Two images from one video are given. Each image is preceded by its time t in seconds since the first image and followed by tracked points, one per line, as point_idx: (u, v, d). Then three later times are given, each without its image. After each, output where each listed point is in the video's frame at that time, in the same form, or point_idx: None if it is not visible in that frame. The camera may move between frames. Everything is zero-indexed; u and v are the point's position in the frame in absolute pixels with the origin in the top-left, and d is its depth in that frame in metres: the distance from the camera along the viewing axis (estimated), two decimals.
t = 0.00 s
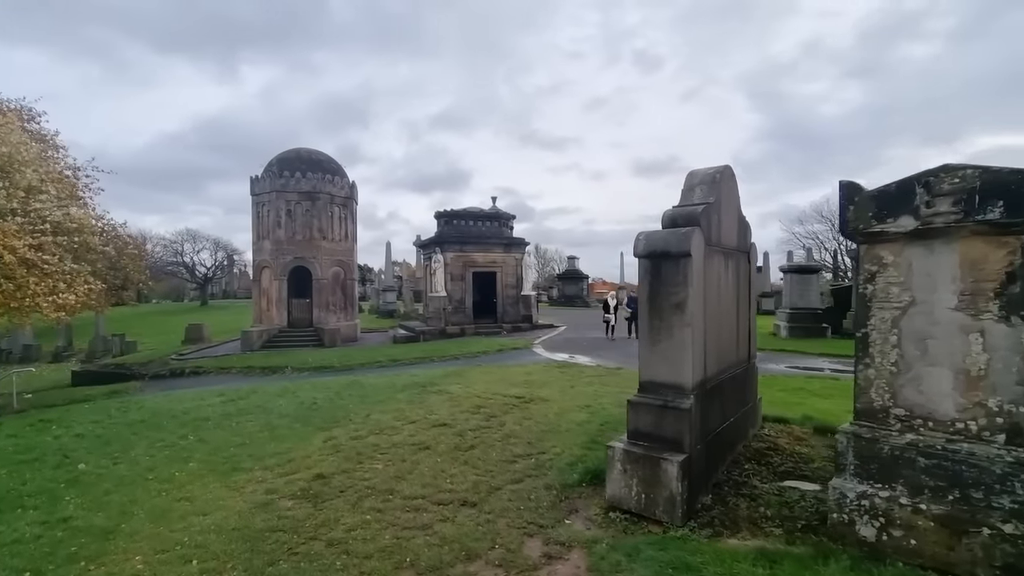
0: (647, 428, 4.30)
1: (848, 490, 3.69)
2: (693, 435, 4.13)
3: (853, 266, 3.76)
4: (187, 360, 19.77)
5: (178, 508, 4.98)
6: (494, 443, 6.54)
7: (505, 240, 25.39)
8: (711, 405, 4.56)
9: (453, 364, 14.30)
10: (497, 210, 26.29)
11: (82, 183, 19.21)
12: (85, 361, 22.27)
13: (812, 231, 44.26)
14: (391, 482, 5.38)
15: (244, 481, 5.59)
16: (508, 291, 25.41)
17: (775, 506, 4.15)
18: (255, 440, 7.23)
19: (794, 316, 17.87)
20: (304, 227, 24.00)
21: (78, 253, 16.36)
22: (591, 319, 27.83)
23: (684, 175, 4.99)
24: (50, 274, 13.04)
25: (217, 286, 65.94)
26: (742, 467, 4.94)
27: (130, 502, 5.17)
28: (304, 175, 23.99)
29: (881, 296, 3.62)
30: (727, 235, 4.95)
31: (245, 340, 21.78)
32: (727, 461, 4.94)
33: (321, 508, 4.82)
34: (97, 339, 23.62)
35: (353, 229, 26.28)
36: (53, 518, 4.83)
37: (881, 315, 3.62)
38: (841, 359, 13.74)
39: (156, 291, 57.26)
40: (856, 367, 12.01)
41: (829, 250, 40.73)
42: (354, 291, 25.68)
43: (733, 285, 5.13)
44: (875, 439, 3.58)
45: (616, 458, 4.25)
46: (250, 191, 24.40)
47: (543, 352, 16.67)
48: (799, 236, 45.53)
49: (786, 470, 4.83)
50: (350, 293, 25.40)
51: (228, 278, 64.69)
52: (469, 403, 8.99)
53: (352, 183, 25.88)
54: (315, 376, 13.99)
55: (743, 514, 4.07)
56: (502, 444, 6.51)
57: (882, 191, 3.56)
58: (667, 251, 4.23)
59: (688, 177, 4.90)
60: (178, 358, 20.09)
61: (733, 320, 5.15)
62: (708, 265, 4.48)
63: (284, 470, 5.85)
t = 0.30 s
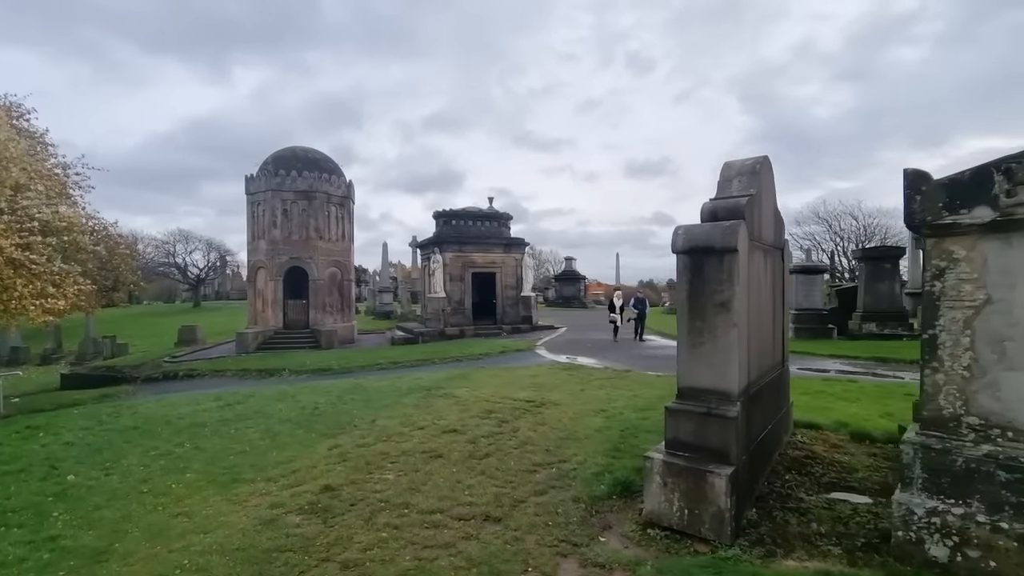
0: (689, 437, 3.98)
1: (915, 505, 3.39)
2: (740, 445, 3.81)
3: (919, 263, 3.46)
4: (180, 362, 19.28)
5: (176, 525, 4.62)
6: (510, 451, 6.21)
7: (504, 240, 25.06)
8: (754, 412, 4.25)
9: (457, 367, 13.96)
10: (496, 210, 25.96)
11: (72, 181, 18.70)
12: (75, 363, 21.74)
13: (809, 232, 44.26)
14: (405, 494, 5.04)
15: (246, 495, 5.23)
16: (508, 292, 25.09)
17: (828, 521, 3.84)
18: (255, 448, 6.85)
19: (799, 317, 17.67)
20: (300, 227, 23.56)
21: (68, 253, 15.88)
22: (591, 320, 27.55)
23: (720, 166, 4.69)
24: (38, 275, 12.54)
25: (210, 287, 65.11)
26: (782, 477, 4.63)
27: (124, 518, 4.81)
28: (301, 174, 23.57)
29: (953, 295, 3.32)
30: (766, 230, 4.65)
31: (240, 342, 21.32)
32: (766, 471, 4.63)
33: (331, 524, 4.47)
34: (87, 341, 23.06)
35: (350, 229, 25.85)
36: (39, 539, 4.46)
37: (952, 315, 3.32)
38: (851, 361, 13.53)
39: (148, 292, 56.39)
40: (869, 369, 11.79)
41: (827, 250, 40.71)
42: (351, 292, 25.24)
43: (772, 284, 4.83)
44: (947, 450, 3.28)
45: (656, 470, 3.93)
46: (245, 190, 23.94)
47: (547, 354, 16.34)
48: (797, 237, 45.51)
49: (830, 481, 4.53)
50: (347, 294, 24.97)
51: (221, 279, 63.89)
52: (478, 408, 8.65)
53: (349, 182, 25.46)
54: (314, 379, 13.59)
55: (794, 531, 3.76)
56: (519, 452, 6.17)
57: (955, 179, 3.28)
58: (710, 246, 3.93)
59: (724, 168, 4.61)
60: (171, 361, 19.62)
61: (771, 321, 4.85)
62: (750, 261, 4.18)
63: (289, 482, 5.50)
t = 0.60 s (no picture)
0: (725, 444, 3.70)
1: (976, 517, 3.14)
2: (780, 453, 3.55)
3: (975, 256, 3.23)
4: (161, 364, 18.56)
5: (161, 546, 4.23)
6: (519, 458, 5.88)
7: (495, 238, 24.72)
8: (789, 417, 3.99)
9: (451, 367, 13.58)
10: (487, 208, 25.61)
11: (45, 176, 17.88)
12: (48, 366, 20.83)
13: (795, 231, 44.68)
14: (412, 508, 4.69)
15: (238, 510, 4.85)
16: (499, 291, 24.77)
17: (874, 534, 3.60)
18: (245, 456, 6.44)
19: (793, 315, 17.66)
20: (286, 225, 22.92)
21: (41, 251, 15.14)
22: (582, 319, 27.34)
23: (748, 155, 4.42)
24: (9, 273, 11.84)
25: (190, 287, 63.51)
26: (814, 484, 4.38)
27: (103, 540, 4.40)
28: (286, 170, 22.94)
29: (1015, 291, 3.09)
30: (797, 224, 4.39)
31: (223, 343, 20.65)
32: (797, 478, 4.38)
33: (334, 543, 4.11)
34: (61, 343, 22.13)
35: (337, 227, 25.25)
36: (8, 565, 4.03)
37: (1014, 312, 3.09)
38: (849, 360, 13.48)
39: (124, 292, 54.74)
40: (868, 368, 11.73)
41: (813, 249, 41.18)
42: (339, 291, 24.65)
43: (801, 281, 4.57)
44: (1011, 458, 3.04)
45: (690, 481, 3.64)
46: (228, 186, 23.22)
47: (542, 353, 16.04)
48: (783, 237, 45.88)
49: (864, 488, 4.30)
50: (334, 293, 24.39)
51: (201, 278, 62.35)
52: (478, 411, 8.31)
53: (336, 179, 24.89)
54: (302, 381, 13.09)
55: (839, 545, 3.51)
56: (528, 458, 5.85)
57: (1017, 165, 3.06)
58: (747, 239, 3.64)
59: (753, 158, 4.35)
60: (150, 363, 18.89)
61: (800, 319, 4.59)
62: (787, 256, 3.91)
63: (284, 495, 5.12)
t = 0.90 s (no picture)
0: (764, 447, 3.38)
1: None
2: (826, 456, 3.24)
3: None
4: (136, 363, 17.77)
5: (136, 567, 3.80)
6: (525, 461, 5.53)
7: (484, 233, 24.29)
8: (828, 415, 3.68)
9: (442, 364, 13.18)
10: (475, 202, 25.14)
11: (9, 166, 16.92)
12: (16, 367, 19.84)
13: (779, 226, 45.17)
14: (414, 519, 4.30)
15: (220, 526, 4.41)
16: (488, 286, 24.39)
17: (925, 544, 3.31)
18: (228, 462, 5.99)
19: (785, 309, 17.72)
20: (267, 218, 22.17)
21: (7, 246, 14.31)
22: (571, 315, 27.12)
23: (779, 134, 4.09)
24: None
25: (167, 284, 61.76)
26: (848, 486, 4.11)
27: (69, 562, 3.95)
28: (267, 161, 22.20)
29: None
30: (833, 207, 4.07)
31: (202, 341, 19.91)
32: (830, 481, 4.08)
33: (330, 562, 3.70)
34: (29, 342, 21.10)
35: (321, 221, 24.56)
36: None
37: None
38: (843, 354, 13.45)
39: (97, 289, 52.91)
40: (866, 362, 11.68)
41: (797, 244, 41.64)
42: (323, 287, 23.99)
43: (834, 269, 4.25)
44: None
45: (728, 488, 3.32)
46: (207, 178, 22.40)
47: (535, 349, 15.70)
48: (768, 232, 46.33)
49: (902, 491, 4.03)
50: (318, 289, 23.72)
51: (178, 274, 60.65)
52: (476, 409, 7.93)
53: (319, 171, 24.19)
54: (287, 380, 12.57)
55: (889, 556, 3.23)
56: (534, 461, 5.49)
57: None
58: (789, 222, 3.31)
59: (784, 137, 4.03)
60: (125, 363, 18.08)
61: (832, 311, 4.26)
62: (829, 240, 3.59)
63: (272, 506, 4.70)
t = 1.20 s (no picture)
0: (821, 464, 3.05)
1: None
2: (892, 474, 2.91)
3: None
4: (123, 363, 17.23)
5: None
6: (538, 470, 5.17)
7: (481, 230, 23.88)
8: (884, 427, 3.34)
9: (442, 364, 12.79)
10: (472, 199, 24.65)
11: None
12: None
13: (775, 223, 45.16)
14: (424, 539, 3.93)
15: (208, 550, 4.04)
16: (485, 283, 23.99)
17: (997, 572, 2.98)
18: (218, 474, 5.59)
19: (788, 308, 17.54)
20: (258, 214, 21.60)
21: None
22: (569, 313, 26.81)
23: (823, 120, 3.70)
24: None
25: (156, 281, 60.75)
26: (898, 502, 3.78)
27: None
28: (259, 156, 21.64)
29: None
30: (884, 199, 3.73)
31: (192, 341, 19.39)
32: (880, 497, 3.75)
33: None
34: (12, 342, 20.47)
35: (314, 217, 24.02)
36: None
37: None
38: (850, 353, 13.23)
39: (84, 286, 51.84)
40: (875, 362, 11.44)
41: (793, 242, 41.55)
42: (316, 284, 23.48)
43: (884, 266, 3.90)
44: None
45: (783, 511, 2.98)
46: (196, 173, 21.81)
47: (536, 349, 15.31)
48: (765, 229, 46.25)
49: (957, 507, 3.72)
50: (311, 287, 23.21)
51: (168, 272, 59.64)
52: (481, 413, 7.56)
53: (312, 166, 23.65)
54: (281, 381, 12.14)
55: None
56: (549, 471, 5.13)
57: None
58: (850, 213, 2.98)
59: (829, 123, 3.65)
60: (111, 362, 17.55)
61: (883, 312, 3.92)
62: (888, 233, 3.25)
63: (267, 525, 4.32)
